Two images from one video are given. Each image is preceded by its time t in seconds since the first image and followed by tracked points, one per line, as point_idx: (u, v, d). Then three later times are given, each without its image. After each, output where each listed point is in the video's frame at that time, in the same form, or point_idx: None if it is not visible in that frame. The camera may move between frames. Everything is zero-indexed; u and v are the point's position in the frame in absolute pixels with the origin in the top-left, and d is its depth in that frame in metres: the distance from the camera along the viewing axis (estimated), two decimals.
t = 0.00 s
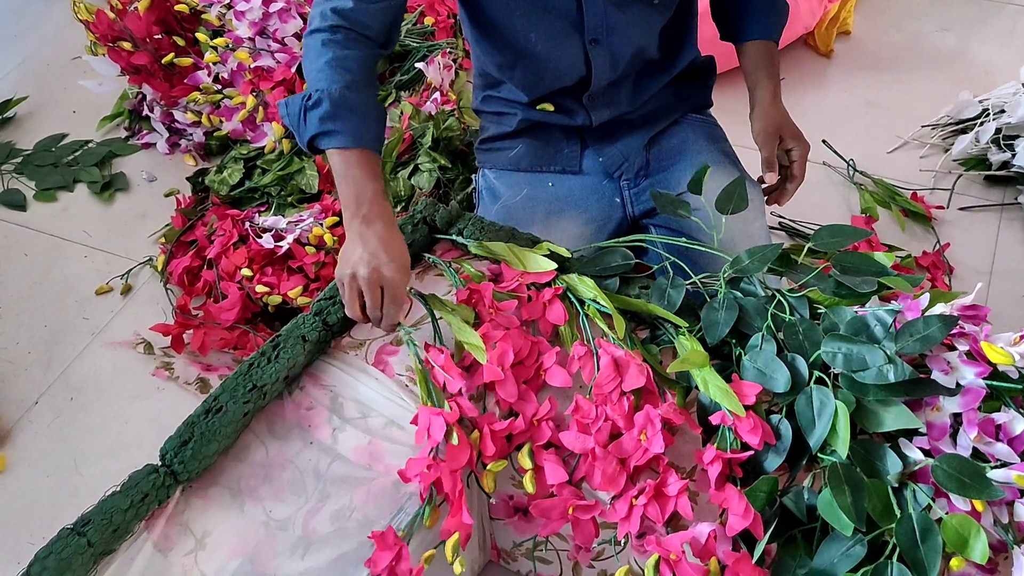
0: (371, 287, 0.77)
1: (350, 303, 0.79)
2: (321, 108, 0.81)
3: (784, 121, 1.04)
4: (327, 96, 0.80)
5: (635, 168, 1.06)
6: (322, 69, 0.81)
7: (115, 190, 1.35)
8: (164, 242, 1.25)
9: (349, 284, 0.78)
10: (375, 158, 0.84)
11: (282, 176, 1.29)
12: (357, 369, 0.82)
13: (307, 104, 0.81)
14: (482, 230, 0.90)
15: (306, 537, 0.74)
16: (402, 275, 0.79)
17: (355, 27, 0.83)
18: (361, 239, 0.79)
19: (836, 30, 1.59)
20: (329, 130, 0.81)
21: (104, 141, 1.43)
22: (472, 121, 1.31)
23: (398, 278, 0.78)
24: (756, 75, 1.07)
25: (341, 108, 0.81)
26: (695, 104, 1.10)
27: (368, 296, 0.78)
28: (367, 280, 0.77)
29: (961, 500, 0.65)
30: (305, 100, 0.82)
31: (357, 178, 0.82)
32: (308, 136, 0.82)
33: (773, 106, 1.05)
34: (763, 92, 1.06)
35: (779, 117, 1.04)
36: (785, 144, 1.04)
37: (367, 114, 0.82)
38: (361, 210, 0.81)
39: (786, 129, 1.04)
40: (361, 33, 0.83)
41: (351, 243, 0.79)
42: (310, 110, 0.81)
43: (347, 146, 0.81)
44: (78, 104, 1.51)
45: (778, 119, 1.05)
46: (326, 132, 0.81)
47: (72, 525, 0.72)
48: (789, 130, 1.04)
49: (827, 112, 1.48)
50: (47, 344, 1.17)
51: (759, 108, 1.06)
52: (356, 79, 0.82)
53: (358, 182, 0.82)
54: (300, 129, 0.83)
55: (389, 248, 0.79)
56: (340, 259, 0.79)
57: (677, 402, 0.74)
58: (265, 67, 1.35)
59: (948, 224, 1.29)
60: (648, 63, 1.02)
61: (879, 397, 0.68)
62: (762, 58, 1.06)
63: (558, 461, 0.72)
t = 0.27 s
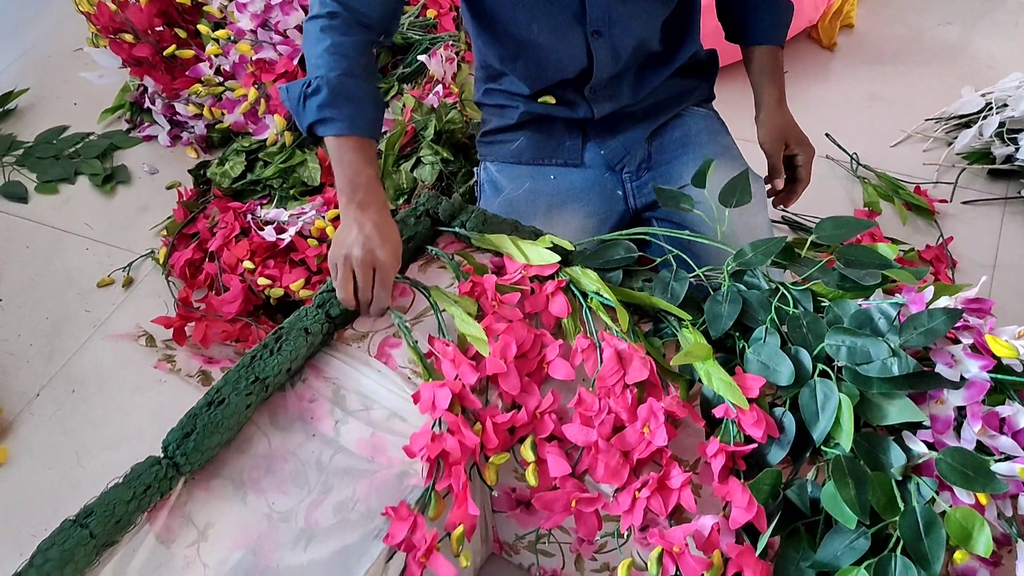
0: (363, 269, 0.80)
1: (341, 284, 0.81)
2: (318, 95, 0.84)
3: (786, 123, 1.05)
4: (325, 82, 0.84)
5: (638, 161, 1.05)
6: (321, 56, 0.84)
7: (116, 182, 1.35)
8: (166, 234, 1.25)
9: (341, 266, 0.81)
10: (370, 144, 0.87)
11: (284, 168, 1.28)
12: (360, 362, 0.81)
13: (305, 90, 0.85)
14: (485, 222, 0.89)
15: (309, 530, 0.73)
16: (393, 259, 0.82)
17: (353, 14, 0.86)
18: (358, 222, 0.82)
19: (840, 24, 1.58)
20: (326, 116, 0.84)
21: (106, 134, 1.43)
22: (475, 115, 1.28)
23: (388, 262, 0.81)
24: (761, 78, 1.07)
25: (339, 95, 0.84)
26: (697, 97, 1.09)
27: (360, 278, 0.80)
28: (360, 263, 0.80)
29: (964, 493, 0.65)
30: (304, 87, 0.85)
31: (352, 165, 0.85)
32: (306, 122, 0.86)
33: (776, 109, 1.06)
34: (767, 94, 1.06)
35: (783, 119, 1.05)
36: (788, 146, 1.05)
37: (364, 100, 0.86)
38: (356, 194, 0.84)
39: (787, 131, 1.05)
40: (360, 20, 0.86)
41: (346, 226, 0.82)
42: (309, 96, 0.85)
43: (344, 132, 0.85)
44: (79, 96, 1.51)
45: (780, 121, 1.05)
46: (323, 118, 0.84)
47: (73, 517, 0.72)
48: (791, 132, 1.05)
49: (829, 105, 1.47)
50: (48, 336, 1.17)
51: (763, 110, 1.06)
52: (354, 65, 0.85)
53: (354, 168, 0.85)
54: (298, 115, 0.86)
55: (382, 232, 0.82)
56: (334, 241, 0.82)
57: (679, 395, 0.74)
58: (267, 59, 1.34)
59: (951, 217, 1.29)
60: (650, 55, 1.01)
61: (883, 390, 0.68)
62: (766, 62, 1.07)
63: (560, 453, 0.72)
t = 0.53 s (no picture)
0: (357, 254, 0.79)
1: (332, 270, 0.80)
2: (316, 89, 0.84)
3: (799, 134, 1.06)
4: (323, 76, 0.84)
5: (640, 154, 1.05)
6: (321, 48, 0.84)
7: (117, 175, 1.35)
8: (168, 227, 1.25)
9: (336, 253, 0.81)
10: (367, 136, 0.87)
11: (285, 162, 1.28)
12: (362, 354, 0.81)
13: (303, 83, 0.85)
14: (488, 215, 0.90)
15: (310, 522, 0.74)
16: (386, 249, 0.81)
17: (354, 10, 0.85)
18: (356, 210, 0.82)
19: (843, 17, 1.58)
20: (324, 110, 0.84)
21: (106, 126, 1.42)
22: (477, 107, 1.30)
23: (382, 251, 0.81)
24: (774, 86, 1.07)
25: (337, 88, 0.84)
26: (700, 90, 1.09)
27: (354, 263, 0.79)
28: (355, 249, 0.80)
29: (967, 487, 0.65)
30: (302, 81, 0.85)
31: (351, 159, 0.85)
32: (304, 115, 0.86)
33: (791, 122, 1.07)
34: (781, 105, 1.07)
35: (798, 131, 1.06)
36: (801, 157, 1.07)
37: (363, 94, 0.85)
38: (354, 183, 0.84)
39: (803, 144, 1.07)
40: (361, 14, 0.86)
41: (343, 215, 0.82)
42: (306, 90, 0.85)
43: (341, 126, 0.85)
44: (80, 88, 1.51)
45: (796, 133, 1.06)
46: (321, 112, 0.84)
47: (76, 508, 0.72)
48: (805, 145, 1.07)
49: (832, 99, 1.47)
50: (49, 329, 1.17)
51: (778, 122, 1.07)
52: (354, 59, 0.85)
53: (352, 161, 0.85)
54: (296, 107, 0.86)
55: (377, 222, 0.82)
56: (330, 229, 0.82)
57: (682, 389, 0.74)
58: (269, 52, 1.34)
59: (954, 212, 1.29)
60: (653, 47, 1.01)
61: (885, 383, 0.68)
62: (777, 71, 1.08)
63: (562, 446, 0.72)
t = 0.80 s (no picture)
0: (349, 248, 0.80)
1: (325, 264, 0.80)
2: (316, 75, 0.84)
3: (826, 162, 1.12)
4: (323, 63, 0.84)
5: (643, 150, 1.05)
6: (322, 35, 0.84)
7: (118, 170, 1.35)
8: (169, 223, 1.25)
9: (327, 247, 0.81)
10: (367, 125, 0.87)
11: (287, 158, 1.28)
12: (362, 351, 0.81)
13: (304, 68, 0.85)
14: (489, 211, 0.90)
15: (312, 519, 0.74)
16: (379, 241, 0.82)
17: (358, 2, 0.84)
18: (350, 203, 0.83)
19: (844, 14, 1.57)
20: (324, 96, 0.84)
21: (108, 122, 1.42)
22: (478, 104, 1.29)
23: (374, 243, 0.81)
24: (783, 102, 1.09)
25: (337, 76, 0.84)
26: (702, 86, 1.09)
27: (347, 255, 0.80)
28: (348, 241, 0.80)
29: (969, 485, 0.65)
30: (303, 65, 0.85)
31: (348, 149, 0.85)
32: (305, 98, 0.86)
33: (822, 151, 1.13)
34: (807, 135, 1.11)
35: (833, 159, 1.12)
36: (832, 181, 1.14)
37: (362, 84, 0.85)
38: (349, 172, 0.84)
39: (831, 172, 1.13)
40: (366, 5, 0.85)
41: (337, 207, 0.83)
42: (307, 75, 0.85)
43: (340, 113, 0.85)
44: (81, 84, 1.50)
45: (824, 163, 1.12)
46: (320, 97, 0.85)
47: (77, 504, 0.72)
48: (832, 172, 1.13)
49: (835, 96, 1.47)
50: (50, 325, 1.17)
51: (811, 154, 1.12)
52: (356, 49, 0.85)
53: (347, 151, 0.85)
54: (297, 90, 0.87)
55: (370, 214, 0.82)
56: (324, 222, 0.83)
57: (684, 385, 0.74)
58: (270, 48, 1.33)
59: (956, 209, 1.28)
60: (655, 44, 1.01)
61: (887, 381, 0.68)
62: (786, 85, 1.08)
63: (564, 443, 0.72)
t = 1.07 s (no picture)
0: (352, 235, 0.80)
1: (330, 255, 0.80)
2: (319, 58, 0.84)
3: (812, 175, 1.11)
4: (326, 45, 0.83)
5: (644, 147, 1.05)
6: (328, 17, 0.84)
7: (120, 168, 1.35)
8: (170, 221, 1.25)
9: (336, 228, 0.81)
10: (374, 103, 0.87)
11: (288, 156, 1.29)
12: (364, 348, 0.81)
13: (307, 53, 0.85)
14: (490, 209, 0.90)
15: (313, 516, 0.74)
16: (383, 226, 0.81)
17: None
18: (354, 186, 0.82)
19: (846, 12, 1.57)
20: (327, 80, 0.84)
21: (110, 120, 1.42)
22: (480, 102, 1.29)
23: (374, 232, 0.80)
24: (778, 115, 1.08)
25: (340, 58, 0.84)
26: (704, 83, 1.09)
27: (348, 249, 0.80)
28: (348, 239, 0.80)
29: (970, 484, 0.65)
30: (306, 50, 0.85)
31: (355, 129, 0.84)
32: (310, 82, 0.86)
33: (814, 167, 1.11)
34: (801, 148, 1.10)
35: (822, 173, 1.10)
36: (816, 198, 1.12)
37: (365, 64, 0.85)
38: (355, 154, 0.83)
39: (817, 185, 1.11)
40: None
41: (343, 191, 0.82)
42: (311, 58, 0.85)
43: (344, 96, 0.84)
44: (83, 82, 1.51)
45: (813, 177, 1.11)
46: (324, 81, 0.85)
47: (78, 501, 0.72)
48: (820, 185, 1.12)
49: (837, 94, 1.46)
50: (52, 322, 1.17)
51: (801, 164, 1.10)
52: (359, 29, 0.84)
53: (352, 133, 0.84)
54: (302, 75, 0.87)
55: (376, 197, 0.81)
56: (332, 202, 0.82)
57: (685, 383, 0.74)
58: (272, 45, 1.34)
59: (958, 208, 1.28)
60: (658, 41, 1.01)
61: (889, 379, 0.68)
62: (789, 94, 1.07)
63: (566, 441, 0.72)
